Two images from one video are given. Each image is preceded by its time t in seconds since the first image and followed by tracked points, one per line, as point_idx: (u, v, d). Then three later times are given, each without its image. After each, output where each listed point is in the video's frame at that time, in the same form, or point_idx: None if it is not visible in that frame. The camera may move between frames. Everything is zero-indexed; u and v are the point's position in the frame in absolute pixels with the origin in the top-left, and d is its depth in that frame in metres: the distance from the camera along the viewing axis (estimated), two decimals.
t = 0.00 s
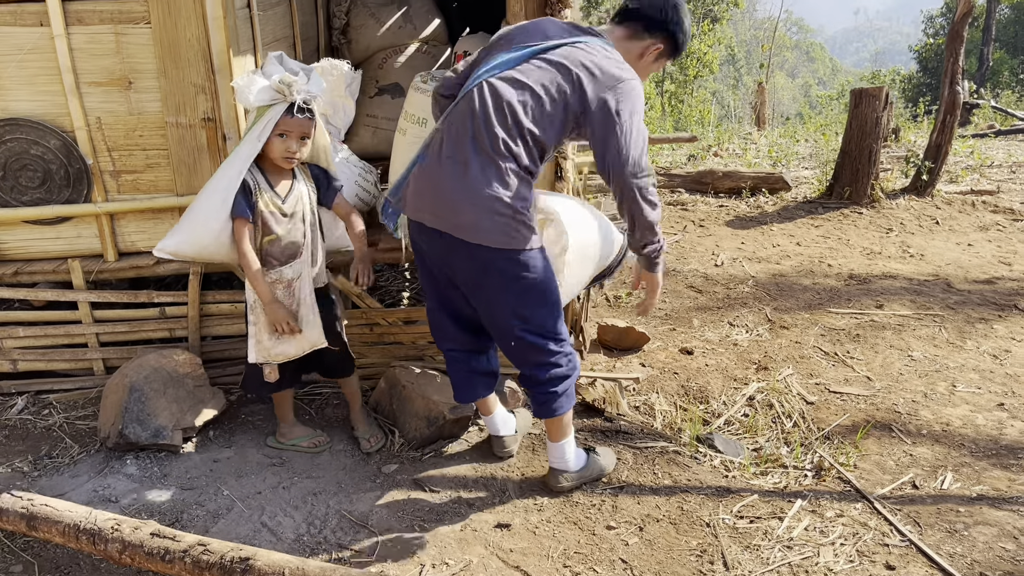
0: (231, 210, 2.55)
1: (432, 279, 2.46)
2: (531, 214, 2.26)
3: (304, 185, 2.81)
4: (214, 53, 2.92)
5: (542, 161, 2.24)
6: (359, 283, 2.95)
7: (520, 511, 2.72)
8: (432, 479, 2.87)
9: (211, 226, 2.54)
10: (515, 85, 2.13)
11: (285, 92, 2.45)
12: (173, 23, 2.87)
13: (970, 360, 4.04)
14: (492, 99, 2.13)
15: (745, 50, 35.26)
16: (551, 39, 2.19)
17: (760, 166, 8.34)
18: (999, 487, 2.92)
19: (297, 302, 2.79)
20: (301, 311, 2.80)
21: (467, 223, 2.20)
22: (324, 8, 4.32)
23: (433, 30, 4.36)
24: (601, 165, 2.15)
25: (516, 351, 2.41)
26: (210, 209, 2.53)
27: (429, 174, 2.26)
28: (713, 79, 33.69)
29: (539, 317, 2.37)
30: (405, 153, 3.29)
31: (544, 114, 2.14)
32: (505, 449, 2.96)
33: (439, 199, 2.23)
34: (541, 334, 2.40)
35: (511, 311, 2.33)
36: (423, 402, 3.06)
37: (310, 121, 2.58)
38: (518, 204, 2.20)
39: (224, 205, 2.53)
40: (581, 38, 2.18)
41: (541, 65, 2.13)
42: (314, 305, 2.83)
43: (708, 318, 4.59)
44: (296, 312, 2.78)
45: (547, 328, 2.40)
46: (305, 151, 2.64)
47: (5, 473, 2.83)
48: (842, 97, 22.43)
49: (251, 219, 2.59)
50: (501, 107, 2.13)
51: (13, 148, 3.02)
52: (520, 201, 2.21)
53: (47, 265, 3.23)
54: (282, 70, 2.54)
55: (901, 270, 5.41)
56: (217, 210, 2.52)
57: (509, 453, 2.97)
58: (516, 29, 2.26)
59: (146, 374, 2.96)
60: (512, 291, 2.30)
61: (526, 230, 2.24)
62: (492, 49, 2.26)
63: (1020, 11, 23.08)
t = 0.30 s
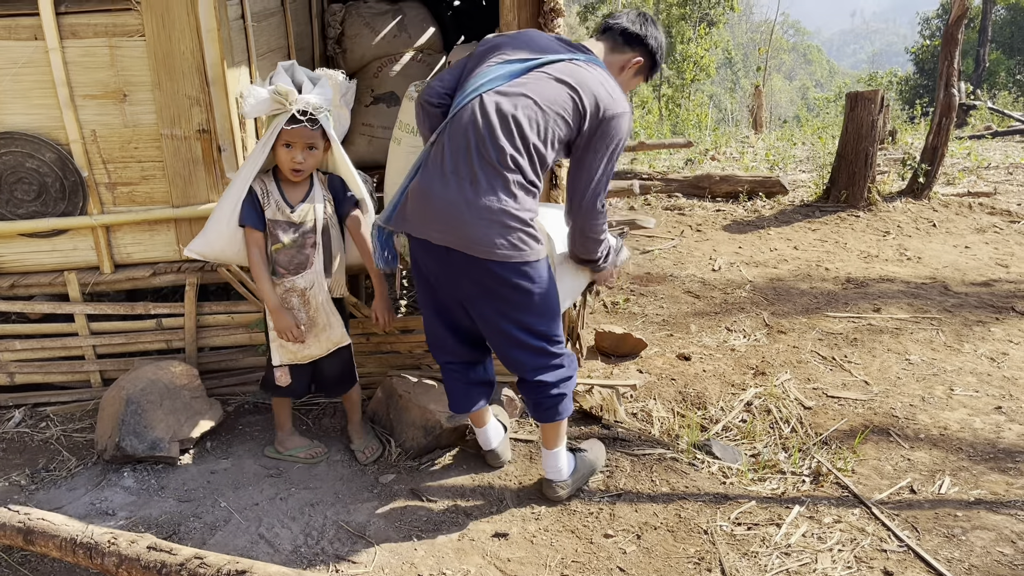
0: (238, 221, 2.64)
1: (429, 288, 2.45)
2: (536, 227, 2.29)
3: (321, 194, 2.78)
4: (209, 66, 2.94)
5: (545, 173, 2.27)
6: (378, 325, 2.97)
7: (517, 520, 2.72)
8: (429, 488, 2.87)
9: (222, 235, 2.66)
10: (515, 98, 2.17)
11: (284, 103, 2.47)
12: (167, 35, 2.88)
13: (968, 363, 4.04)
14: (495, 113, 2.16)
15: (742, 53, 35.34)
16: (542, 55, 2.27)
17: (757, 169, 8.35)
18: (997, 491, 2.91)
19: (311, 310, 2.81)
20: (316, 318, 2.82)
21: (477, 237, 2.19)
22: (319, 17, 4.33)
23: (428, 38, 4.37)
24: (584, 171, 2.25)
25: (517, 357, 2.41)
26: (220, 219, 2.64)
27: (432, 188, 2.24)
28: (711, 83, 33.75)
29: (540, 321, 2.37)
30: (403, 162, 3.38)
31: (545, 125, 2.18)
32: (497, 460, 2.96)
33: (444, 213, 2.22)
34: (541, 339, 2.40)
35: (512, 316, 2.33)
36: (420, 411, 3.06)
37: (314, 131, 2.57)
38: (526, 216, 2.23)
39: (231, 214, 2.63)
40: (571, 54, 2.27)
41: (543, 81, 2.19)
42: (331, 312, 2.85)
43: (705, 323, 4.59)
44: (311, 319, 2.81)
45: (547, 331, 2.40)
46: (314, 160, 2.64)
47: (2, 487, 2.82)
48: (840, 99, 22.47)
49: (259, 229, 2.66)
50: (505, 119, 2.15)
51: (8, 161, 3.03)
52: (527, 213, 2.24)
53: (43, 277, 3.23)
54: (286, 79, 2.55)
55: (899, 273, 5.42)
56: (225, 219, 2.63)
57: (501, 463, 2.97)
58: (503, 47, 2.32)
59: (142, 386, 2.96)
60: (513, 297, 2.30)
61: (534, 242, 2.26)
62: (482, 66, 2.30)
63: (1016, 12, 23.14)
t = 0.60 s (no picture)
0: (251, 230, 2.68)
1: (436, 302, 2.44)
2: (548, 240, 2.32)
3: (332, 206, 2.75)
4: (207, 78, 2.94)
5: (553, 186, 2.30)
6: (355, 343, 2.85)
7: (519, 530, 2.72)
8: (431, 498, 2.87)
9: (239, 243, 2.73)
10: (519, 114, 2.17)
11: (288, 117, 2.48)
12: (165, 48, 2.89)
13: (968, 366, 4.04)
14: (502, 131, 2.17)
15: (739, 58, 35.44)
16: (538, 64, 2.27)
17: (755, 174, 8.37)
18: (999, 495, 2.91)
19: (319, 319, 2.76)
20: (323, 328, 2.77)
21: (493, 259, 2.21)
22: (316, 28, 4.35)
23: (425, 48, 4.39)
24: (599, 178, 2.29)
25: (525, 369, 2.41)
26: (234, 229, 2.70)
27: (442, 211, 2.25)
28: (708, 88, 33.82)
29: (548, 334, 2.38)
30: (401, 173, 3.46)
31: (551, 139, 2.20)
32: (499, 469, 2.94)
33: (457, 236, 2.23)
34: (549, 351, 2.41)
35: (521, 330, 2.34)
36: (421, 421, 3.06)
37: (321, 143, 2.57)
38: (538, 233, 2.26)
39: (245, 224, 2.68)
40: (566, 59, 2.27)
41: (543, 90, 2.20)
42: (338, 324, 2.78)
43: (705, 329, 4.60)
44: (317, 329, 2.77)
45: (554, 344, 2.41)
46: (323, 171, 2.64)
47: (3, 501, 2.82)
48: (837, 103, 22.52)
49: (271, 240, 2.69)
50: (512, 137, 2.16)
51: (8, 175, 3.04)
52: (539, 229, 2.26)
53: (44, 291, 3.24)
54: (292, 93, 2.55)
55: (898, 277, 5.42)
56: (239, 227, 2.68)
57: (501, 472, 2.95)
58: (497, 58, 2.32)
59: (143, 399, 2.96)
60: (523, 311, 2.30)
61: (546, 258, 2.29)
62: (480, 80, 2.30)
63: (1011, 15, 23.21)
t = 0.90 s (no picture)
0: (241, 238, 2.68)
1: (432, 310, 2.43)
2: (543, 244, 2.32)
3: (323, 217, 2.75)
4: (202, 86, 2.94)
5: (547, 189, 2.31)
6: (343, 355, 2.85)
7: (518, 536, 2.71)
8: (429, 505, 2.86)
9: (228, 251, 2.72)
10: (508, 117, 2.19)
11: (281, 129, 2.48)
12: (161, 56, 2.90)
13: (966, 369, 4.04)
14: (493, 135, 2.17)
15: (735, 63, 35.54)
16: (521, 66, 2.29)
17: (752, 178, 8.38)
18: (998, 497, 2.91)
19: (308, 329, 2.77)
20: (312, 338, 2.78)
21: (492, 266, 2.21)
22: (312, 36, 4.36)
23: (421, 54, 4.39)
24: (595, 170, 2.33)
25: (522, 376, 2.40)
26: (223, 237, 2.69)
27: (436, 220, 2.25)
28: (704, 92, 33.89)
29: (546, 340, 2.38)
30: (396, 180, 3.45)
31: (542, 140, 2.21)
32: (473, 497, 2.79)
33: (453, 244, 2.23)
34: (547, 358, 2.41)
35: (519, 337, 2.33)
36: (419, 428, 3.05)
37: (314, 154, 2.57)
38: (534, 237, 2.26)
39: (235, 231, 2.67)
40: (549, 59, 2.29)
41: (529, 91, 2.22)
42: (327, 333, 2.79)
43: (703, 334, 4.60)
44: (306, 338, 2.78)
45: (551, 351, 2.41)
46: (316, 182, 2.64)
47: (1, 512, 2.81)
48: (833, 106, 22.58)
49: (262, 249, 2.70)
50: (503, 141, 2.17)
51: (5, 186, 3.04)
52: (534, 233, 2.27)
53: (40, 300, 3.24)
54: (286, 104, 2.55)
55: (895, 279, 5.42)
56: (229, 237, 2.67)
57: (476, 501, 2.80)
58: (479, 61, 2.33)
59: (141, 408, 2.95)
60: (520, 318, 2.30)
61: (543, 262, 2.30)
62: (464, 84, 2.30)
63: (1006, 17, 23.29)
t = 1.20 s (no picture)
0: (231, 248, 2.66)
1: (423, 312, 2.43)
2: (531, 244, 2.32)
3: (314, 220, 2.76)
4: (197, 92, 2.94)
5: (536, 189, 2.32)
6: (339, 358, 2.87)
7: (515, 541, 2.71)
8: (425, 510, 2.86)
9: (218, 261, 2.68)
10: (495, 118, 2.20)
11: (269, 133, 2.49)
12: (155, 62, 2.89)
13: (962, 371, 4.05)
14: (481, 135, 2.19)
15: (731, 66, 35.64)
16: (509, 69, 2.31)
17: (748, 181, 8.40)
18: (994, 499, 2.91)
19: (303, 334, 2.77)
20: (307, 343, 2.78)
21: (479, 264, 2.21)
22: (307, 41, 4.36)
23: (417, 59, 4.40)
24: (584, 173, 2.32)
25: (512, 378, 2.40)
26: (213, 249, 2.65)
27: (424, 219, 2.26)
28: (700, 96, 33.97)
29: (537, 342, 2.38)
30: (391, 184, 3.46)
31: (529, 140, 2.22)
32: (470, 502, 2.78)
33: (440, 243, 2.23)
34: (538, 361, 2.40)
35: (510, 338, 2.33)
36: (415, 432, 3.05)
37: (302, 157, 2.57)
38: (522, 237, 2.27)
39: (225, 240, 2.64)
40: (537, 64, 2.31)
41: (517, 93, 2.23)
42: (322, 338, 2.80)
43: (699, 337, 4.60)
44: (301, 345, 2.77)
45: (543, 353, 2.41)
46: (306, 185, 2.64)
47: None
48: (828, 109, 22.64)
49: (254, 256, 2.68)
50: (491, 141, 2.19)
51: None
52: (523, 232, 2.27)
53: (35, 307, 3.23)
54: (272, 109, 2.56)
55: (891, 282, 5.44)
56: (220, 245, 2.64)
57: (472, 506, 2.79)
58: (468, 64, 2.35)
59: (136, 415, 2.95)
60: (511, 319, 2.30)
61: (531, 261, 2.29)
62: (453, 86, 2.32)
63: (1000, 20, 23.38)
